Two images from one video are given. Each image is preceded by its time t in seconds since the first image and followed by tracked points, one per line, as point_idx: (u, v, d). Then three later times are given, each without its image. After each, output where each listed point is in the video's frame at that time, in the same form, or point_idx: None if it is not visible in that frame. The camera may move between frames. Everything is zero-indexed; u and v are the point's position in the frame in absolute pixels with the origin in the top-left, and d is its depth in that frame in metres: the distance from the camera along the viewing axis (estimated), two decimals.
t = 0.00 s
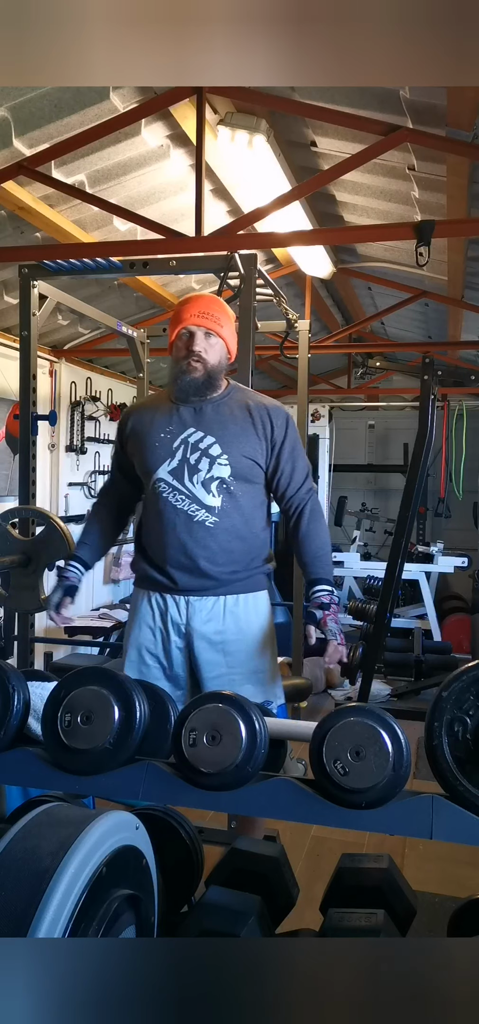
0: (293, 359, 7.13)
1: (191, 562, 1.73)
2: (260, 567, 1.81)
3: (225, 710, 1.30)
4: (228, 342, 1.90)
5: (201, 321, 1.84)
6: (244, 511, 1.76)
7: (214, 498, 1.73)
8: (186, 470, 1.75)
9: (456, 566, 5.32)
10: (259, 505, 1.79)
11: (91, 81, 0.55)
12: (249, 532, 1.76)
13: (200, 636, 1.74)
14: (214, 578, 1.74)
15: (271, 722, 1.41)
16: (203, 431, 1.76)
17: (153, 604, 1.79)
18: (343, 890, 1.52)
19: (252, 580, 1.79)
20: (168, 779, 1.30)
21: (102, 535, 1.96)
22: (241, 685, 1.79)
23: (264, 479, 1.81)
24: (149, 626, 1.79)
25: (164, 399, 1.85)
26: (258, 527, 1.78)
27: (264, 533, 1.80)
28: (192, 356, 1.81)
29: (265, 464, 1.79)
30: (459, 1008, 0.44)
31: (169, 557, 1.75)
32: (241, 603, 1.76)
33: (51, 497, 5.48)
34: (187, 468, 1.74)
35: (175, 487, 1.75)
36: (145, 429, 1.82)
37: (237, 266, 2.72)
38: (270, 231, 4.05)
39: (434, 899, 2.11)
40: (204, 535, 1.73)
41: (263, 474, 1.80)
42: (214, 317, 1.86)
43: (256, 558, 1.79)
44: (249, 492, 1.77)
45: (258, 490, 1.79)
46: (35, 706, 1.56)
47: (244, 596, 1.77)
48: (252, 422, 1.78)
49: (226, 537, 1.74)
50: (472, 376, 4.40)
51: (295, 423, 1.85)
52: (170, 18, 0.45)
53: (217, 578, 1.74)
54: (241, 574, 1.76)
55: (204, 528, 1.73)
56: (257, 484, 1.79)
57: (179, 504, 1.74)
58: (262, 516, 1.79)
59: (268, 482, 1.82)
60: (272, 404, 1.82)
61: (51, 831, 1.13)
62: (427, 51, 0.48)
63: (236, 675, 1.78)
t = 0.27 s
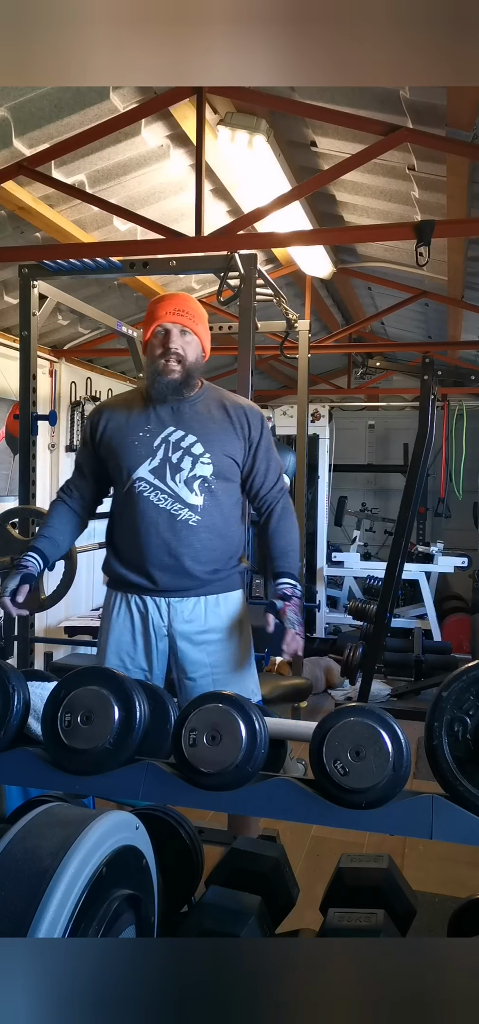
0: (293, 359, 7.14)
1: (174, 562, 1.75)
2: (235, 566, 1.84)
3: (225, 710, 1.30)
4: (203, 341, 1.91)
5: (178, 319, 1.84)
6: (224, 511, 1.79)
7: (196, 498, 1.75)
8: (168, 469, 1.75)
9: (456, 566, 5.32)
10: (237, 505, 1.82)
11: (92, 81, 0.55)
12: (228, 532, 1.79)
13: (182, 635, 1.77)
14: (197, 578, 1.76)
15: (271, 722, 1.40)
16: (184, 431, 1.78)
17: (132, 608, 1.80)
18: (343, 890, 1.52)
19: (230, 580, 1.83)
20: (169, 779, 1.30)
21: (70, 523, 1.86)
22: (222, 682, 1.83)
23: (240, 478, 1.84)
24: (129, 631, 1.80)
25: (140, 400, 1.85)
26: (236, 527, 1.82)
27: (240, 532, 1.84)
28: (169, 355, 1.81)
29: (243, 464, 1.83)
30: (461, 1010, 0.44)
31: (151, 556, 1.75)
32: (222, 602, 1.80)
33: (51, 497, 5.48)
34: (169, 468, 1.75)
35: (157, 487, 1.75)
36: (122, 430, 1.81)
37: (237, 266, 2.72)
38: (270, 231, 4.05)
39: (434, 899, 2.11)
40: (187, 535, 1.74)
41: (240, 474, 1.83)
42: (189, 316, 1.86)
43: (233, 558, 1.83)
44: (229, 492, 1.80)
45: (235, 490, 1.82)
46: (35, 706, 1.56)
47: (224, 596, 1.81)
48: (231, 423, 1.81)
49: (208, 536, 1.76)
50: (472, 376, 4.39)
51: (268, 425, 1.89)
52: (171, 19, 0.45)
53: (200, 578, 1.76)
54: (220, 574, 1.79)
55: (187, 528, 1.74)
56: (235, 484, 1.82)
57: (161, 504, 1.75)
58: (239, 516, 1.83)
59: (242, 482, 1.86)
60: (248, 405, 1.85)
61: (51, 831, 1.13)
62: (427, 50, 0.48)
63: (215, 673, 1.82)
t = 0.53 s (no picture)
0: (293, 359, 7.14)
1: (160, 563, 1.75)
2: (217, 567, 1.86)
3: (225, 710, 1.30)
4: (186, 345, 1.91)
5: (161, 323, 1.84)
6: (208, 512, 1.80)
7: (182, 499, 1.76)
8: (154, 470, 1.75)
9: (456, 566, 5.32)
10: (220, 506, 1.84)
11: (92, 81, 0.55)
12: (212, 532, 1.81)
13: (167, 635, 1.79)
14: (183, 579, 1.78)
15: (271, 722, 1.40)
16: (169, 432, 1.79)
17: (118, 610, 1.80)
18: (343, 890, 1.52)
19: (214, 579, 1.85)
20: (169, 779, 1.30)
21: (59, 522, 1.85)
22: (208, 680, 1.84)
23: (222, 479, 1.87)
24: (115, 633, 1.81)
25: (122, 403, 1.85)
26: (218, 528, 1.83)
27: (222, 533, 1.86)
28: (152, 358, 1.81)
29: (225, 465, 1.85)
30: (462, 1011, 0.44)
31: (136, 557, 1.76)
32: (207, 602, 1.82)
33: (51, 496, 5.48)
34: (155, 469, 1.75)
35: (142, 488, 1.75)
36: (105, 431, 1.81)
37: (237, 266, 2.72)
38: (270, 231, 4.05)
39: (434, 899, 2.11)
40: (174, 536, 1.75)
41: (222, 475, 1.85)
42: (173, 320, 1.86)
43: (216, 558, 1.84)
44: (213, 493, 1.82)
45: (218, 491, 1.84)
46: (35, 706, 1.56)
47: (208, 596, 1.82)
48: (214, 424, 1.84)
49: (193, 537, 1.77)
50: (472, 376, 4.39)
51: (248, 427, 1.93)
52: (172, 18, 0.45)
53: (186, 578, 1.78)
54: (204, 575, 1.81)
55: (173, 529, 1.75)
56: (219, 485, 1.83)
57: (147, 506, 1.75)
58: (221, 516, 1.85)
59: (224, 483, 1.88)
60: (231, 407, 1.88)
61: (51, 831, 1.13)
62: (427, 50, 0.48)
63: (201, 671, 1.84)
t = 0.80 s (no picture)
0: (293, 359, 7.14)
1: (152, 563, 1.75)
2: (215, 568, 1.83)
3: (225, 710, 1.30)
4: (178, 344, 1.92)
5: (150, 323, 1.86)
6: (202, 512, 1.78)
7: (173, 498, 1.75)
8: (145, 470, 1.75)
9: (456, 566, 5.32)
10: (216, 506, 1.82)
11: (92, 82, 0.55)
12: (206, 533, 1.79)
13: (159, 635, 1.78)
14: (176, 579, 1.76)
15: (271, 722, 1.40)
16: (161, 432, 1.78)
17: (112, 609, 1.81)
18: (343, 890, 1.52)
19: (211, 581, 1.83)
20: (170, 779, 1.30)
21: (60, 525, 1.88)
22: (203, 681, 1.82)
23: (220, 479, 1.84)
24: (110, 632, 1.82)
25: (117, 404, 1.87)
26: (215, 529, 1.81)
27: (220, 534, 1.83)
28: (142, 358, 1.83)
29: (221, 464, 1.83)
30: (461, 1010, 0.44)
31: (129, 557, 1.77)
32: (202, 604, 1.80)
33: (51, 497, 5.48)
34: (146, 469, 1.75)
35: (135, 488, 1.76)
36: (100, 432, 1.84)
37: (237, 266, 2.72)
38: (270, 231, 4.05)
39: (434, 899, 2.11)
40: (165, 536, 1.75)
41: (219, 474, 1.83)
42: (163, 319, 1.87)
43: (213, 560, 1.82)
44: (207, 492, 1.80)
45: (215, 491, 1.82)
46: (35, 706, 1.56)
47: (203, 597, 1.80)
48: (209, 423, 1.82)
49: (185, 537, 1.76)
50: (472, 376, 4.39)
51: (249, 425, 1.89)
52: (173, 18, 0.45)
53: (178, 579, 1.76)
54: (199, 576, 1.79)
55: (164, 529, 1.75)
56: (214, 485, 1.81)
57: (139, 505, 1.75)
58: (218, 517, 1.82)
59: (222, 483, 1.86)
60: (227, 405, 1.86)
61: (52, 831, 1.13)
62: (428, 50, 0.48)
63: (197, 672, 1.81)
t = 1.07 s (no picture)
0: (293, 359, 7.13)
1: (156, 558, 1.76)
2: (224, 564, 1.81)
3: (225, 710, 1.29)
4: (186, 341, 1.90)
5: (156, 320, 1.86)
6: (207, 508, 1.76)
7: (175, 493, 1.74)
8: (149, 466, 1.77)
9: (456, 566, 5.32)
10: (223, 502, 1.79)
11: (91, 82, 0.55)
12: (212, 528, 1.77)
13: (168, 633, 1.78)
14: (181, 575, 1.76)
15: (271, 722, 1.40)
16: (166, 427, 1.78)
17: (124, 606, 1.83)
18: (343, 890, 1.52)
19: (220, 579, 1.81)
20: (169, 779, 1.30)
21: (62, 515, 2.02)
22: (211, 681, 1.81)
23: (228, 473, 1.80)
24: (121, 627, 1.84)
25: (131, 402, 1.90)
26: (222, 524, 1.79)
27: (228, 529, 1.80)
28: (147, 353, 1.83)
29: (228, 457, 1.79)
30: (461, 1009, 0.44)
31: (135, 552, 1.78)
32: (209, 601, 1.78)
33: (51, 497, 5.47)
34: (150, 464, 1.76)
35: (139, 483, 1.77)
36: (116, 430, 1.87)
37: (237, 266, 2.73)
38: (270, 231, 4.05)
39: (434, 899, 2.11)
40: (168, 532, 1.74)
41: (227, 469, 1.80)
42: (169, 316, 1.87)
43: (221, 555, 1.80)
44: (213, 487, 1.77)
45: (223, 485, 1.79)
46: (35, 706, 1.56)
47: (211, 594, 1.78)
48: (213, 416, 1.79)
49: (189, 533, 1.75)
50: (472, 376, 4.39)
51: (261, 417, 1.84)
52: (174, 18, 0.45)
53: (183, 574, 1.76)
54: (205, 572, 1.77)
55: (167, 524, 1.74)
56: (221, 479, 1.78)
57: (143, 500, 1.76)
58: (225, 512, 1.79)
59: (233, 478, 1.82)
60: (235, 398, 1.82)
61: (52, 831, 1.13)
62: (429, 50, 0.48)
63: (205, 671, 1.80)
